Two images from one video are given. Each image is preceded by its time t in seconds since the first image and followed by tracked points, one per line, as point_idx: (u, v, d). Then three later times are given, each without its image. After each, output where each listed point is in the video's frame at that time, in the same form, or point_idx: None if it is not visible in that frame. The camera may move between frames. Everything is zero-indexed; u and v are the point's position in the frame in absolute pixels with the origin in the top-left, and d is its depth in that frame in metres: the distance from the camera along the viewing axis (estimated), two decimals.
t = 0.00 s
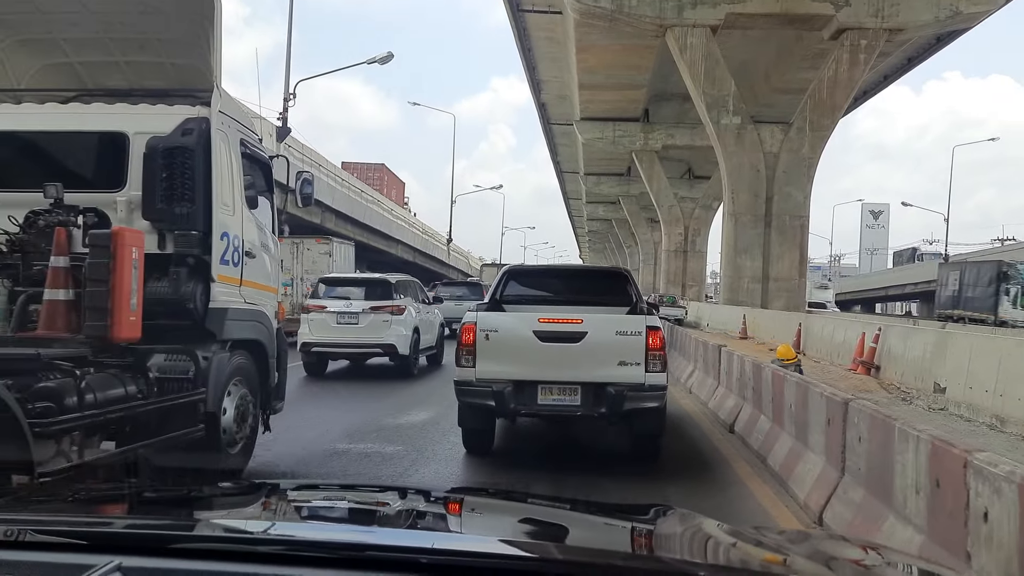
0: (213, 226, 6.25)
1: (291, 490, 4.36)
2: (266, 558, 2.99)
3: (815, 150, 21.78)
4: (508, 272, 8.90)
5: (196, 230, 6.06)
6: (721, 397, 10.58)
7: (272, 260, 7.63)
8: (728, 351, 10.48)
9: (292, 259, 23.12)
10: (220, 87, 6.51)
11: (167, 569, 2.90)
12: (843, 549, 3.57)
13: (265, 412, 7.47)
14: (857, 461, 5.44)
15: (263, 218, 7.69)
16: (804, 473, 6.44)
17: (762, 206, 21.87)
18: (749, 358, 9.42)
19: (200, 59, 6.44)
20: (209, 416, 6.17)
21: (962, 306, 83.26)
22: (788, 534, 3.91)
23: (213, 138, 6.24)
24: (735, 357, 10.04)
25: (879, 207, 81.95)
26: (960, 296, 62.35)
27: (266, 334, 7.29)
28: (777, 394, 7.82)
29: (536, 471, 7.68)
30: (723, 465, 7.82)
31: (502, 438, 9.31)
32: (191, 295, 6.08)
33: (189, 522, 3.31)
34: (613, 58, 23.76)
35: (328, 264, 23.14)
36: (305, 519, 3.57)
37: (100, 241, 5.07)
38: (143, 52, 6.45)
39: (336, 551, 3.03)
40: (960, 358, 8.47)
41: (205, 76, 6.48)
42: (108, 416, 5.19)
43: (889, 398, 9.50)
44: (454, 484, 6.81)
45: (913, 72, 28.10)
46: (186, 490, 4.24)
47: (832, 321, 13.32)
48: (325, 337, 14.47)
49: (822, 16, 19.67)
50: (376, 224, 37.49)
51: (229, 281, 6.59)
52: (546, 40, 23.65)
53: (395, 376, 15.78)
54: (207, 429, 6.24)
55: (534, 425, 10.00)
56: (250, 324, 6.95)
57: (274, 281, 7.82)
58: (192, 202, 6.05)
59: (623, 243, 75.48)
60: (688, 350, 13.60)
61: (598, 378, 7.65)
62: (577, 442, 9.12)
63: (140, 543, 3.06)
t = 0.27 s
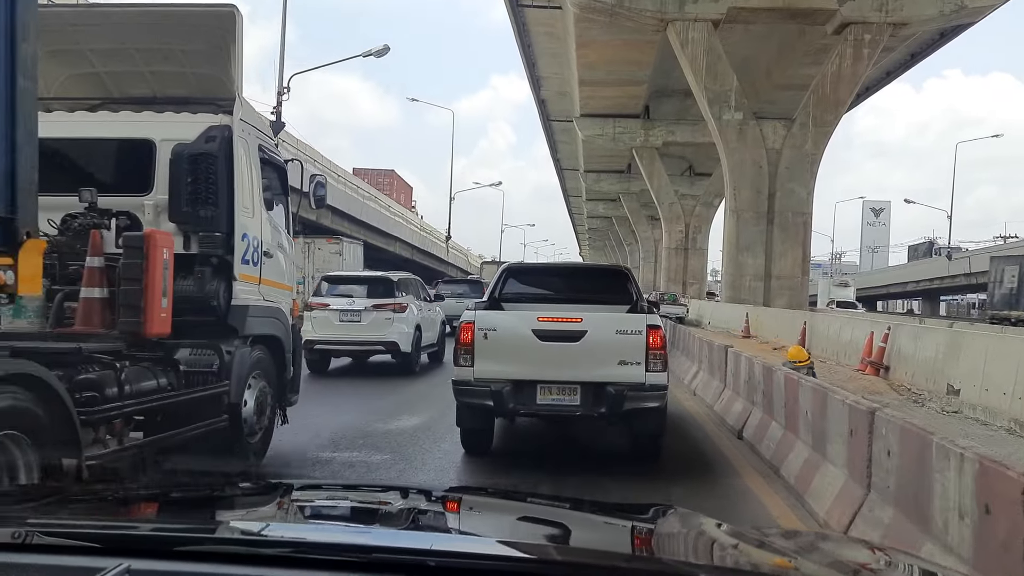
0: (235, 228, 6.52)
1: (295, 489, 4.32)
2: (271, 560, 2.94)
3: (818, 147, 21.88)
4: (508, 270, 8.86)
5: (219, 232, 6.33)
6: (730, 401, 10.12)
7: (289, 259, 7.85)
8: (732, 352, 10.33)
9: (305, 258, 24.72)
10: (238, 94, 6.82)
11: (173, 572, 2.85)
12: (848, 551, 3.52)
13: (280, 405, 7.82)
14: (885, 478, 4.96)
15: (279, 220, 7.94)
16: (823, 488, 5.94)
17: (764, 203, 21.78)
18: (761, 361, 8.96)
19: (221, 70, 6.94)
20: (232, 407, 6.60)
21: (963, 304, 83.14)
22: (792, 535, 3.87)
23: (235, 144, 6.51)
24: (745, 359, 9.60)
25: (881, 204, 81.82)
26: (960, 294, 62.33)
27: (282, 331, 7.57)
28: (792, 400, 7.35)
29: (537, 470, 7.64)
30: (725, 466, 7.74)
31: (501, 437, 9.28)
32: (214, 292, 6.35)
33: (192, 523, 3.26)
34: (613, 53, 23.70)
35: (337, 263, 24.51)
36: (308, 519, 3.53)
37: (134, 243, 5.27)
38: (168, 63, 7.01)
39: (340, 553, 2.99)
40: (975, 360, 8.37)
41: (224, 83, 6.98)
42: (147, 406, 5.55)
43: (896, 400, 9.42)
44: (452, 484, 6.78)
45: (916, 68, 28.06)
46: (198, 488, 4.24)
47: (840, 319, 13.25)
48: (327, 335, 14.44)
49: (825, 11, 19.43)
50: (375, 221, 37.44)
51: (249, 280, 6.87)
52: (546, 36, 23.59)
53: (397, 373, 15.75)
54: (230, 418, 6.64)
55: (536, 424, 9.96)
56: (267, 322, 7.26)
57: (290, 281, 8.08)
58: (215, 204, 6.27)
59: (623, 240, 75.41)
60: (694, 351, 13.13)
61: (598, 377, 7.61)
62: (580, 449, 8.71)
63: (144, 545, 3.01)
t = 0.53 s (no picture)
0: (254, 231, 6.83)
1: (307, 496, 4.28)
2: (267, 570, 2.91)
3: (820, 142, 21.45)
4: (508, 268, 8.80)
5: (240, 235, 6.65)
6: (738, 407, 9.58)
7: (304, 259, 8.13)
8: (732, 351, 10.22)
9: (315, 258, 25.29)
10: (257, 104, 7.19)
11: None
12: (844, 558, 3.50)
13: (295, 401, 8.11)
14: (916, 501, 4.42)
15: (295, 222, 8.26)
16: (842, 504, 5.40)
17: (766, 200, 21.70)
18: (768, 364, 8.47)
19: (239, 80, 7.54)
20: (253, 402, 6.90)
21: (966, 302, 82.96)
22: (783, 540, 3.86)
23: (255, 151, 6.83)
24: (753, 362, 9.09)
25: (882, 203, 81.62)
26: (961, 293, 62.19)
27: (297, 329, 7.88)
28: (804, 406, 6.82)
29: (536, 472, 7.61)
30: (727, 469, 7.64)
31: (501, 437, 9.26)
32: (233, 293, 6.73)
33: (192, 531, 3.23)
34: (614, 50, 23.66)
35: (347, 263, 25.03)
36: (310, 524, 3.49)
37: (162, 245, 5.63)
38: (190, 74, 7.58)
39: (336, 562, 2.95)
40: (988, 360, 8.26)
41: (243, 93, 7.57)
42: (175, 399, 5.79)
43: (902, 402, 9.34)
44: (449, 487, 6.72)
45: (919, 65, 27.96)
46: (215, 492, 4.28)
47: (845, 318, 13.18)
48: (329, 334, 14.40)
49: (828, 6, 19.53)
50: (376, 219, 37.40)
51: (268, 281, 7.20)
52: (545, 33, 23.51)
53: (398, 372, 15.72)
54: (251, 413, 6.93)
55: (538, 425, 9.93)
56: (284, 319, 7.57)
57: (304, 282, 8.39)
58: (236, 208, 6.64)
59: (624, 239, 75.32)
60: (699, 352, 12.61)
61: (597, 377, 7.57)
62: (580, 459, 8.23)
63: (144, 553, 2.99)
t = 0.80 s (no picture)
0: (272, 234, 7.11)
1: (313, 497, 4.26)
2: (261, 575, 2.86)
3: (823, 141, 21.48)
4: (507, 268, 8.75)
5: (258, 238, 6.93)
6: (745, 413, 9.07)
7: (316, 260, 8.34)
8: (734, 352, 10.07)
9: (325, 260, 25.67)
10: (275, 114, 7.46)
11: None
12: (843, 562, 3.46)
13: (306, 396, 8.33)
14: (954, 527, 3.97)
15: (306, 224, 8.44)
16: (864, 525, 4.90)
17: (768, 198, 21.65)
18: (778, 368, 7.96)
19: (255, 91, 7.72)
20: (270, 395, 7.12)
21: (966, 301, 82.92)
22: (780, 544, 3.82)
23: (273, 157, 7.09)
24: (762, 366, 8.58)
25: (882, 202, 81.57)
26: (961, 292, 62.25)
27: (311, 327, 8.15)
28: (820, 414, 6.30)
29: (537, 472, 7.55)
30: (735, 479, 7.21)
31: (501, 437, 9.21)
32: (252, 292, 7.00)
33: (184, 534, 3.18)
34: (614, 48, 23.62)
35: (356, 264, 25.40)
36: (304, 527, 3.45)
37: (188, 247, 5.98)
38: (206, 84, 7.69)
39: (330, 565, 2.92)
40: (1003, 368, 8.23)
41: (261, 106, 7.73)
42: (205, 392, 6.02)
43: (909, 406, 9.27)
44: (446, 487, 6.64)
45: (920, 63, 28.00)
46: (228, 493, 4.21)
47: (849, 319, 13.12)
48: (330, 334, 14.32)
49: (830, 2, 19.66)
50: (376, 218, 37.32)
51: (284, 281, 7.48)
52: (545, 31, 23.45)
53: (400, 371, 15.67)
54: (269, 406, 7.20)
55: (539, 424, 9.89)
56: (297, 318, 7.79)
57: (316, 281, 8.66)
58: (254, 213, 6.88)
59: (624, 238, 75.34)
60: (703, 355, 12.10)
61: (596, 377, 7.54)
62: (579, 467, 7.78)
63: (134, 557, 2.93)
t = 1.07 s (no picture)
0: (288, 236, 7.61)
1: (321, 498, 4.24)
2: None
3: (825, 139, 21.46)
4: (507, 268, 8.71)
5: (275, 240, 7.44)
6: (752, 419, 8.55)
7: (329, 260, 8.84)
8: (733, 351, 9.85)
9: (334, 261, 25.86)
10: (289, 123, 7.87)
11: None
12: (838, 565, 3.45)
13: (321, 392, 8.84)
14: (1000, 559, 3.53)
15: (320, 226, 8.94)
16: (890, 547, 4.44)
17: (769, 196, 21.61)
18: (789, 373, 7.45)
19: (271, 100, 8.06)
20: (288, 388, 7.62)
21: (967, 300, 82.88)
22: (778, 547, 3.80)
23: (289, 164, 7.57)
24: (771, 370, 8.07)
25: (883, 201, 81.56)
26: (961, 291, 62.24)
27: (325, 324, 8.67)
28: (836, 423, 5.81)
29: (536, 470, 7.52)
30: (739, 488, 6.74)
31: (502, 435, 9.19)
32: (269, 292, 7.49)
33: (181, 537, 3.15)
34: (614, 46, 23.55)
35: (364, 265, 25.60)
36: (306, 529, 3.43)
37: (213, 250, 6.64)
38: (225, 93, 8.09)
39: (324, 569, 2.90)
40: (1016, 368, 7.82)
41: (274, 113, 8.06)
42: (228, 384, 6.54)
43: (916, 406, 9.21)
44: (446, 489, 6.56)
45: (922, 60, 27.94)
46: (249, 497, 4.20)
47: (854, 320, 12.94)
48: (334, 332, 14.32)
49: None
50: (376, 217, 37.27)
51: (300, 281, 7.99)
52: (544, 29, 23.41)
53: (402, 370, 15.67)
54: (288, 398, 7.67)
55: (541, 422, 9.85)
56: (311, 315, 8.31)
57: (328, 279, 9.11)
58: (271, 217, 7.42)
59: (624, 237, 75.27)
60: (707, 358, 11.58)
61: (595, 375, 7.50)
62: (576, 475, 7.36)
63: (129, 562, 2.89)
